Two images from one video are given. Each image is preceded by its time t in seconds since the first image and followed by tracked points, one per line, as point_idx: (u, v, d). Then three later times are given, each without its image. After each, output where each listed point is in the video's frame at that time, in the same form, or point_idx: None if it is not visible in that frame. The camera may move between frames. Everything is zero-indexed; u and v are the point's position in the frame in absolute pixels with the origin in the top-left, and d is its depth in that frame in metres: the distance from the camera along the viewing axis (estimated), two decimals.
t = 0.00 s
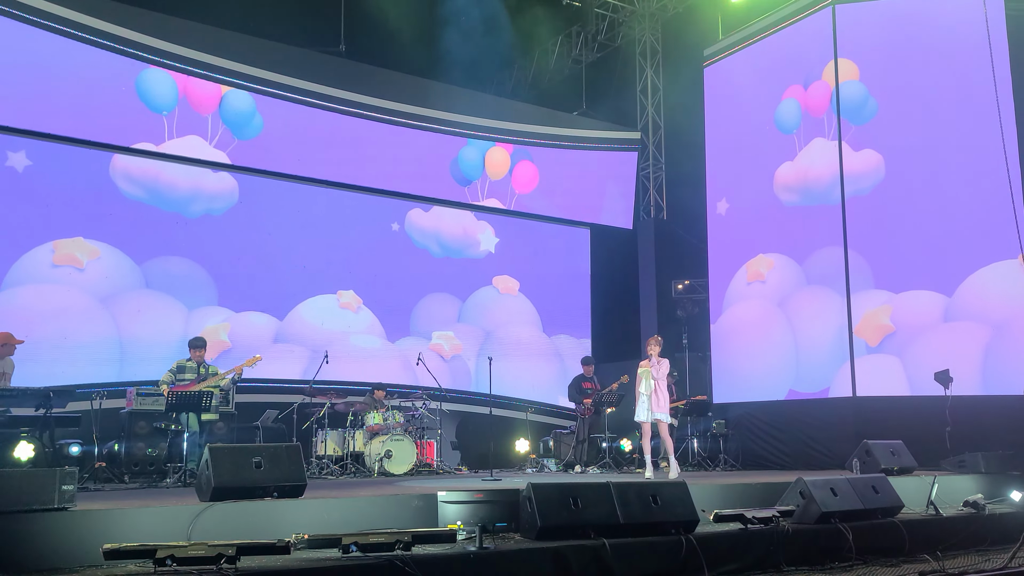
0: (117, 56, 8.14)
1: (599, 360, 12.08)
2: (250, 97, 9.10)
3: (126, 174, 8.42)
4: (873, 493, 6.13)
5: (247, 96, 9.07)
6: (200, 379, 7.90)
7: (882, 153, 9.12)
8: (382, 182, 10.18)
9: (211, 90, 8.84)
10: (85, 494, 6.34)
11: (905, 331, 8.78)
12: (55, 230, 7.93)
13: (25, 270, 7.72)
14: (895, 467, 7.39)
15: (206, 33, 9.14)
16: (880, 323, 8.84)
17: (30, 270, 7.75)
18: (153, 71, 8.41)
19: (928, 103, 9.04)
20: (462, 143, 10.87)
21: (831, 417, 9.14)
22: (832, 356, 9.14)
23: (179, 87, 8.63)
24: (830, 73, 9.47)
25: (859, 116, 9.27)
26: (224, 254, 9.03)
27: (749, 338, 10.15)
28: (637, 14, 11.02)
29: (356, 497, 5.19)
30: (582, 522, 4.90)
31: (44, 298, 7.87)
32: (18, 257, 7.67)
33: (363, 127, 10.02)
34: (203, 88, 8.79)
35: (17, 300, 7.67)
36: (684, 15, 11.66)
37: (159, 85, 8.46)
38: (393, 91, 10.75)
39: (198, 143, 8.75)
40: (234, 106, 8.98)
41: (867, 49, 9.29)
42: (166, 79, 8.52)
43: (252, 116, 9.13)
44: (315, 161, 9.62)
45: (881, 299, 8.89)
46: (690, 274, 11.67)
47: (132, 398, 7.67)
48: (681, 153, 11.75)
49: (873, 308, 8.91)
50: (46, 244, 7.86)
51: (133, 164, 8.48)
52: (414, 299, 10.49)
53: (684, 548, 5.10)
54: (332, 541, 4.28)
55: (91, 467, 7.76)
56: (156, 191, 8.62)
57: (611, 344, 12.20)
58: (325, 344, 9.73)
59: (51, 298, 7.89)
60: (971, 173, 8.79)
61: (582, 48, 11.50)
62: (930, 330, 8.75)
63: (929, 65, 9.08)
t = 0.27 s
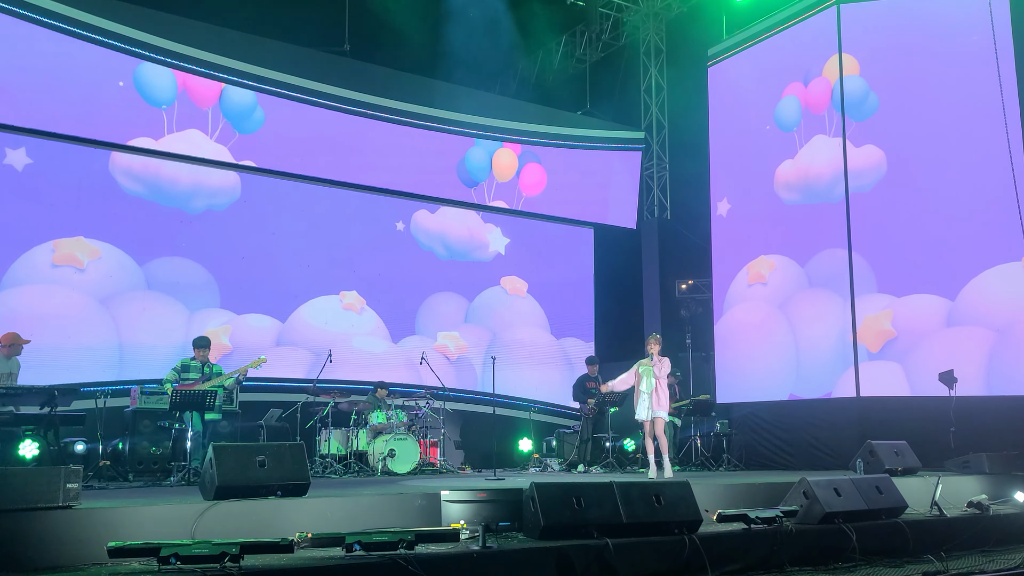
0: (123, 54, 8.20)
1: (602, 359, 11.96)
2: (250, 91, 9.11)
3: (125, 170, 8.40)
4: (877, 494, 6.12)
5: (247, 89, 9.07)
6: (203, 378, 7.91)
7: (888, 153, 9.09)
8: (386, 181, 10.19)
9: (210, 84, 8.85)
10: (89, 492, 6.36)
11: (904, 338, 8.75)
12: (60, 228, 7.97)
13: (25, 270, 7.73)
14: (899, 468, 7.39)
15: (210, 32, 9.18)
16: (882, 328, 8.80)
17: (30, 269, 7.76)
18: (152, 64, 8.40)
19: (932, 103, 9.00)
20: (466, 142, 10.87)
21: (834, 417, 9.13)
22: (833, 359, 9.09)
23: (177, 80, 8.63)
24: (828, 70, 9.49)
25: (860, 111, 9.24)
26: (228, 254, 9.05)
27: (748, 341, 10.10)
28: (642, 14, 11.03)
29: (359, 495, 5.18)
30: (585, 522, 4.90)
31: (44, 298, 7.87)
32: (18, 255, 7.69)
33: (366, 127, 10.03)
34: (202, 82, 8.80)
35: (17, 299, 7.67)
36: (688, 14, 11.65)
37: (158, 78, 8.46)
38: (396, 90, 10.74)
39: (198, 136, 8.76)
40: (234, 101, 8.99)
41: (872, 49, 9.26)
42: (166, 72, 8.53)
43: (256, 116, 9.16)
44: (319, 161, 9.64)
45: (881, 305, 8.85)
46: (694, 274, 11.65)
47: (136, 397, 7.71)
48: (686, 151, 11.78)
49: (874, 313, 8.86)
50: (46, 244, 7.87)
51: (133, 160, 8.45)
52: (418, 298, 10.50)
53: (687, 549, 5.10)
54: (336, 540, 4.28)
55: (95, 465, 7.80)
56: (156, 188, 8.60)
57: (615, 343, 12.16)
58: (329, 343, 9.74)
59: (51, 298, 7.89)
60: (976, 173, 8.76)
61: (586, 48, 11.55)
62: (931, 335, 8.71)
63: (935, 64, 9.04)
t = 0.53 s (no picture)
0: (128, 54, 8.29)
1: (605, 360, 11.95)
2: (251, 89, 9.11)
3: (124, 168, 8.38)
4: (881, 493, 6.13)
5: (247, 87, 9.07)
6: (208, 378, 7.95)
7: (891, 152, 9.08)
8: (389, 180, 10.19)
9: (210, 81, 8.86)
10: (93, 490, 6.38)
11: (906, 340, 8.73)
12: (62, 226, 7.98)
13: (25, 269, 7.74)
14: (902, 468, 7.38)
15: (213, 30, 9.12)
16: (883, 332, 8.77)
17: (29, 268, 7.77)
18: (150, 59, 8.42)
19: (936, 102, 8.98)
20: (469, 142, 10.84)
21: (837, 416, 9.11)
22: (836, 361, 9.06)
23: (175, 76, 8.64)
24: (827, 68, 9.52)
25: (860, 107, 9.25)
26: (231, 253, 9.05)
27: (748, 341, 10.09)
28: (644, 13, 11.21)
29: (362, 495, 5.18)
30: (588, 521, 4.90)
31: (43, 298, 7.87)
32: (17, 254, 7.70)
33: (369, 126, 10.04)
34: (202, 79, 8.82)
35: (16, 299, 7.68)
36: (692, 13, 11.62)
37: (156, 74, 8.48)
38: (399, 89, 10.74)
39: (197, 132, 8.76)
40: (234, 98, 8.99)
41: (875, 48, 9.23)
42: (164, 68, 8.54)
43: (258, 114, 9.18)
44: (322, 160, 9.65)
45: (881, 309, 8.83)
46: (697, 273, 11.64)
47: (140, 395, 7.69)
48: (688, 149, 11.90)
49: (874, 317, 8.83)
50: (46, 243, 7.87)
51: (131, 158, 8.43)
52: (421, 297, 10.50)
53: (690, 548, 5.10)
54: (338, 539, 4.28)
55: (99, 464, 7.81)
56: (155, 186, 8.58)
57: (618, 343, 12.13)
58: (332, 342, 9.74)
59: (50, 298, 7.89)
60: (980, 172, 8.73)
61: (588, 47, 11.94)
62: (934, 339, 8.70)
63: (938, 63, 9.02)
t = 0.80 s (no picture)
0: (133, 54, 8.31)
1: (606, 361, 11.97)
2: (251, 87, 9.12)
3: (123, 168, 8.35)
4: (884, 494, 6.11)
5: (247, 85, 9.06)
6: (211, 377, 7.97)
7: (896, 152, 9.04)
8: (392, 180, 10.20)
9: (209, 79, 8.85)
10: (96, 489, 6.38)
11: (908, 344, 8.76)
12: (66, 225, 7.98)
13: (26, 268, 7.70)
14: (906, 468, 7.37)
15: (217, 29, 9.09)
16: (885, 334, 8.80)
17: (31, 267, 7.74)
18: (155, 59, 8.43)
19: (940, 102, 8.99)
20: (472, 141, 10.88)
21: (841, 416, 9.06)
22: (838, 362, 9.10)
23: (175, 74, 8.61)
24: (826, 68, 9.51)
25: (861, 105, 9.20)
26: (234, 252, 9.08)
27: (749, 342, 10.12)
28: (646, 12, 11.28)
29: (366, 493, 5.19)
30: (591, 521, 4.91)
31: (43, 298, 7.83)
32: (17, 253, 7.65)
33: (372, 125, 10.06)
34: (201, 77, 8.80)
35: (18, 298, 7.65)
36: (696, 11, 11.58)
37: (154, 72, 8.45)
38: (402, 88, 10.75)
39: (195, 130, 8.73)
40: (234, 96, 8.97)
41: (879, 47, 9.21)
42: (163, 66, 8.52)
43: (262, 114, 9.20)
44: (325, 159, 9.66)
45: (881, 311, 8.85)
46: (699, 273, 11.64)
47: (142, 394, 7.65)
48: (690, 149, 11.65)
49: (874, 321, 8.82)
50: (46, 242, 7.84)
51: (130, 158, 8.40)
52: (424, 296, 10.53)
53: (692, 547, 5.11)
54: (341, 537, 4.31)
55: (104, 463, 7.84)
56: (154, 185, 8.55)
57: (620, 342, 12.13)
58: (335, 341, 9.76)
59: (49, 299, 7.85)
60: (983, 172, 8.76)
61: (592, 46, 11.99)
62: (935, 343, 8.75)
63: (942, 63, 9.02)
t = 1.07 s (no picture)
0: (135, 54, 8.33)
1: (609, 360, 11.91)
2: (251, 87, 9.10)
3: (120, 171, 8.35)
4: (888, 494, 6.10)
5: (248, 85, 9.07)
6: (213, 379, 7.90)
7: (898, 152, 9.09)
8: (396, 180, 10.23)
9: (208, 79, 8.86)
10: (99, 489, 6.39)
11: (910, 347, 8.82)
12: (70, 225, 8.03)
13: (25, 269, 7.70)
14: (909, 468, 7.36)
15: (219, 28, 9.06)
16: (886, 337, 8.89)
17: (31, 267, 7.74)
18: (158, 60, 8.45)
19: (942, 103, 9.02)
20: (475, 142, 10.91)
21: (844, 415, 9.08)
22: (835, 367, 9.26)
23: (173, 74, 8.62)
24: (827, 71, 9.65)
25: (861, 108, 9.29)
26: (238, 252, 9.11)
27: (751, 344, 10.30)
28: (650, 13, 11.24)
29: (369, 494, 5.19)
30: (595, 521, 4.90)
31: (43, 298, 7.84)
32: (18, 253, 7.66)
33: (376, 126, 10.09)
34: (200, 77, 8.81)
35: (21, 299, 7.68)
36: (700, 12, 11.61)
37: (152, 74, 8.44)
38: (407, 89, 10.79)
39: (193, 132, 8.73)
40: (234, 96, 8.97)
41: (881, 48, 9.26)
42: (161, 66, 8.53)
43: (266, 115, 9.23)
44: (329, 160, 9.69)
45: (882, 314, 8.95)
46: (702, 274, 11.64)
47: (146, 395, 7.70)
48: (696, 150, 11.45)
49: (878, 321, 8.94)
50: (46, 243, 7.85)
51: (128, 160, 8.40)
52: (428, 296, 10.55)
53: (695, 548, 5.10)
54: (344, 538, 4.31)
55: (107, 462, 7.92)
56: (153, 186, 8.56)
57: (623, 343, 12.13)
58: (339, 341, 9.78)
59: (48, 302, 7.86)
60: (987, 173, 8.76)
61: (595, 47, 11.90)
62: (936, 345, 8.78)
63: (945, 64, 9.05)
